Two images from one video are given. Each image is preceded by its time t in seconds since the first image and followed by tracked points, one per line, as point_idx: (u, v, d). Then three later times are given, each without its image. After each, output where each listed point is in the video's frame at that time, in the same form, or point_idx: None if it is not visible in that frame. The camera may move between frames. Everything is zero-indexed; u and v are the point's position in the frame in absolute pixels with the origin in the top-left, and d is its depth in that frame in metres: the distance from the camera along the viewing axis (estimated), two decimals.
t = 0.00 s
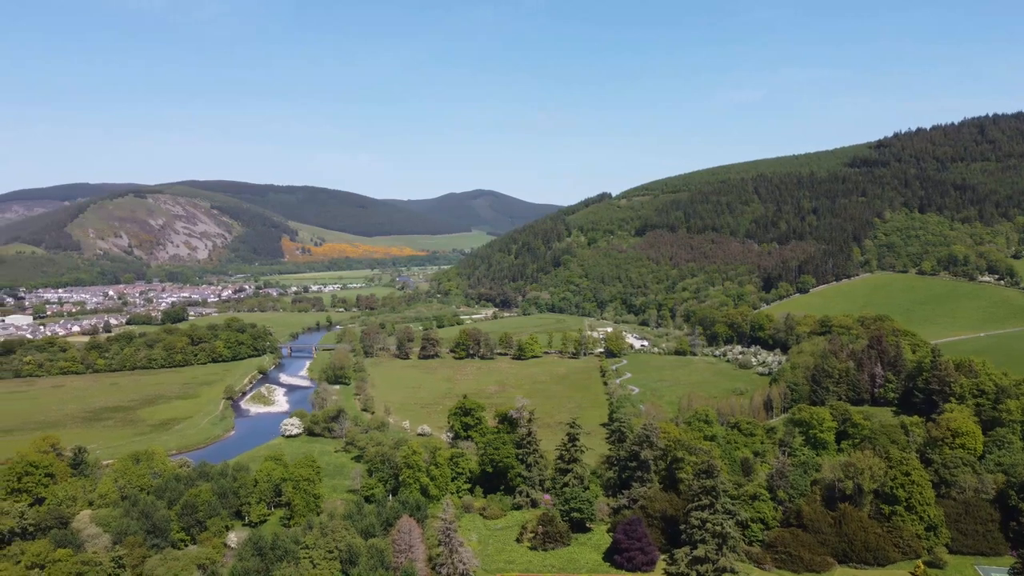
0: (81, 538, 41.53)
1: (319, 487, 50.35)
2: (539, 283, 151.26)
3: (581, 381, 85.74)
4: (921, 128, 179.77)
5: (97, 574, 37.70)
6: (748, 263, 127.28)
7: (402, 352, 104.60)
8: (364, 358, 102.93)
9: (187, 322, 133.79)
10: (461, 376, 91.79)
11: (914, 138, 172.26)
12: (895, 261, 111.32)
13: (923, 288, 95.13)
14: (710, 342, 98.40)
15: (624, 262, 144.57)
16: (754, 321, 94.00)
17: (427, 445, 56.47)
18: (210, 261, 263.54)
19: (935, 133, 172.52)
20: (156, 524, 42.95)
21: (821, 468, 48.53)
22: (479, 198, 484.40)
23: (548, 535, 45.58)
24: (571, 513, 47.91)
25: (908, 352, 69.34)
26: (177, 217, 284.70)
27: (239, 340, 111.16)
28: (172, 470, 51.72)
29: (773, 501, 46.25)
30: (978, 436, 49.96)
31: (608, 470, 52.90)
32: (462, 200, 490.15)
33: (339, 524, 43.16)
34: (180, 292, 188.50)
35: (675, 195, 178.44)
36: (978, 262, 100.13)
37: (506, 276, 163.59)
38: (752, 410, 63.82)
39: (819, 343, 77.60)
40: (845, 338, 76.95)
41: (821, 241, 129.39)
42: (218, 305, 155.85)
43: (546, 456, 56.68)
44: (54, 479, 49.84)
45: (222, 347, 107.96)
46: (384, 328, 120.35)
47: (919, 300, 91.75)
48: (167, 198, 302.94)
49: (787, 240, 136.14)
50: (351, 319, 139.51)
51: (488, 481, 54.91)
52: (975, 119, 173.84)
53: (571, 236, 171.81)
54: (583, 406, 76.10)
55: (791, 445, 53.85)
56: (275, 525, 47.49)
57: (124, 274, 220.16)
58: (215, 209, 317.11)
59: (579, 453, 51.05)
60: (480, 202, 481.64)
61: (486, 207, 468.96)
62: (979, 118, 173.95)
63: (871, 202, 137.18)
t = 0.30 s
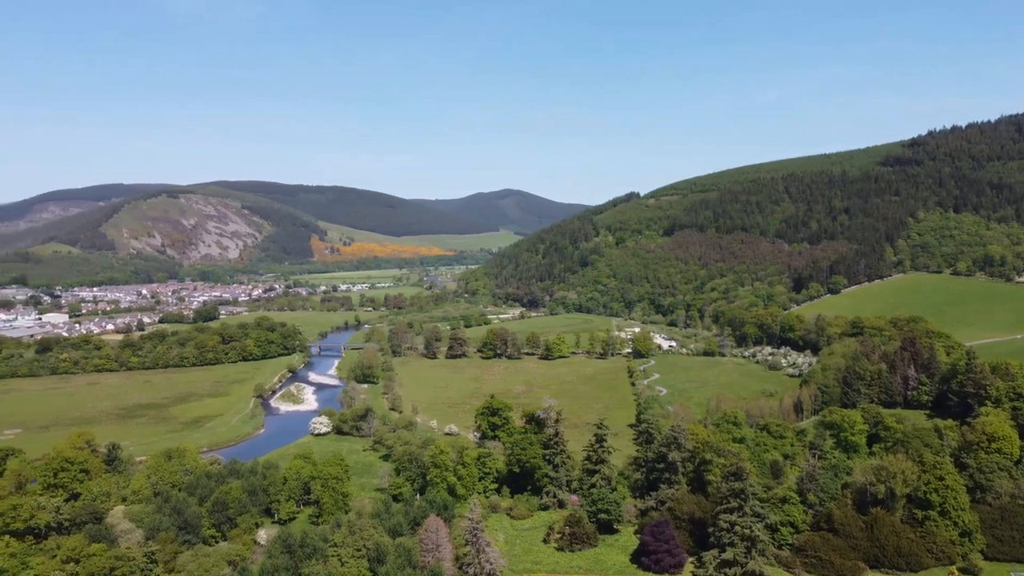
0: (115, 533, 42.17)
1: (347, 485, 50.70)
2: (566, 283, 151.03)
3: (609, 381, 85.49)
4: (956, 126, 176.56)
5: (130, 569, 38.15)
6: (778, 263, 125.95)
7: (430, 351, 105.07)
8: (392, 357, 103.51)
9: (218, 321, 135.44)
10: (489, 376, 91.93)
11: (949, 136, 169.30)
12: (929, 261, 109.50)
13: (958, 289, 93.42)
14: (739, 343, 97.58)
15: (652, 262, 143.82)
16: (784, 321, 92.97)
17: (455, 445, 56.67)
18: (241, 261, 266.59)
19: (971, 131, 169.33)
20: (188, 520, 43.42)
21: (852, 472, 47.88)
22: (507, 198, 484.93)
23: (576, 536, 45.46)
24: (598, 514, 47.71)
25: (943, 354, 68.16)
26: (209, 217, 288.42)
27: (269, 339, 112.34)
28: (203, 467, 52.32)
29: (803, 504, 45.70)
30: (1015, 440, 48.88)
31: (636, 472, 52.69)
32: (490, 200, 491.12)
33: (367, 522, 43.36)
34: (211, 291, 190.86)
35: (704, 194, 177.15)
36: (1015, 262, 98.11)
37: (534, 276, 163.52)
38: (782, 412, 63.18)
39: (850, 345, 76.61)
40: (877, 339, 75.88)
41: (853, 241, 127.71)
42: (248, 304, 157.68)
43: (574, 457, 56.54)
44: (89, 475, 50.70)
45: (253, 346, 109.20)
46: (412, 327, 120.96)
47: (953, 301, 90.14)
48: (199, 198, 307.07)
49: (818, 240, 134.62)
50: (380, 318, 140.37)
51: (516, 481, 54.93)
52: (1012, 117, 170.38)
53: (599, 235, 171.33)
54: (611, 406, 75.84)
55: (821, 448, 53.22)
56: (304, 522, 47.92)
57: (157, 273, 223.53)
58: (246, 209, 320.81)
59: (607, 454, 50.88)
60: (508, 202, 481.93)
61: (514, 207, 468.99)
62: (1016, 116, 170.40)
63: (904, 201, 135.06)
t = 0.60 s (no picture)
0: (147, 529, 42.80)
1: (375, 484, 50.97)
2: (594, 283, 150.63)
3: (637, 382, 85.10)
4: (993, 125, 173.28)
5: (162, 565, 38.47)
6: (809, 264, 124.50)
7: (458, 351, 105.38)
8: (420, 356, 103.90)
9: (249, 320, 136.98)
10: (516, 376, 91.95)
11: (985, 134, 166.19)
12: (964, 262, 107.54)
13: (995, 290, 91.62)
14: (768, 345, 96.62)
15: (680, 262, 142.86)
16: (815, 323, 91.87)
17: (481, 445, 56.72)
18: (271, 260, 269.34)
19: (1008, 129, 166.06)
20: (218, 517, 43.95)
21: (884, 476, 47.23)
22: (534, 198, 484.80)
23: (603, 538, 45.31)
24: (626, 516, 47.50)
25: (978, 356, 66.88)
26: (239, 217, 291.85)
27: (299, 338, 113.34)
28: (233, 465, 52.89)
29: (834, 508, 45.12)
30: None
31: (664, 473, 52.48)
32: (517, 200, 491.37)
33: (395, 522, 43.56)
34: (242, 290, 193.07)
35: (734, 194, 175.66)
36: None
37: (561, 276, 163.30)
38: (813, 415, 62.40)
39: (883, 346, 75.52)
40: (910, 341, 74.70)
41: (886, 242, 125.86)
42: (278, 303, 159.20)
43: (601, 458, 56.33)
44: (123, 471, 51.47)
45: (283, 345, 110.27)
46: (440, 327, 121.33)
47: (990, 303, 88.45)
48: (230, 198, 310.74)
49: (849, 240, 132.89)
50: (407, 318, 141.06)
51: (543, 482, 54.91)
52: None
53: (627, 235, 170.63)
54: (638, 407, 75.47)
55: (853, 451, 52.52)
56: (333, 520, 48.33)
57: (189, 272, 226.60)
58: (276, 209, 324.00)
59: (634, 455, 50.64)
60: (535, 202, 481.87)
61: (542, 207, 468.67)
62: None
63: (938, 201, 132.83)
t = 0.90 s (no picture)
0: (179, 525, 43.40)
1: (403, 483, 51.18)
2: (622, 283, 150.01)
3: (665, 382, 84.62)
4: None
5: (193, 559, 38.14)
6: (840, 263, 122.90)
7: (485, 350, 105.61)
8: (447, 355, 104.23)
9: (278, 318, 138.31)
10: (543, 376, 91.85)
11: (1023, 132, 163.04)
12: (1001, 262, 105.44)
13: None
14: (799, 345, 95.53)
15: (709, 262, 141.78)
16: (846, 323, 90.67)
17: (509, 444, 56.73)
18: (300, 259, 271.74)
19: None
20: (248, 514, 44.40)
21: (917, 479, 46.58)
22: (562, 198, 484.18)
23: (630, 539, 45.12)
24: (653, 517, 47.26)
25: (1015, 358, 65.54)
26: (270, 216, 294.77)
27: (328, 337, 114.20)
28: (263, 462, 53.37)
29: (865, 512, 44.49)
30: None
31: (692, 475, 52.18)
32: (545, 199, 491.05)
33: (422, 521, 43.68)
34: (271, 289, 194.99)
35: (764, 193, 173.92)
36: None
37: (589, 276, 162.83)
38: (844, 416, 61.64)
39: (916, 347, 74.34)
40: (945, 343, 73.43)
41: (920, 241, 123.92)
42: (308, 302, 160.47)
43: (629, 459, 56.07)
44: (156, 467, 52.06)
45: (312, 343, 111.24)
46: (467, 326, 121.64)
47: None
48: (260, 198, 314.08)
49: (882, 240, 131.02)
50: (435, 317, 141.59)
51: (570, 482, 54.87)
52: None
53: (655, 235, 169.68)
54: (666, 408, 75.03)
55: (885, 454, 51.77)
56: (361, 518, 48.70)
57: (220, 271, 229.26)
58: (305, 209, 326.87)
59: (662, 456, 50.38)
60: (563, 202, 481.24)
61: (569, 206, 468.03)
62: None
63: (974, 199, 130.46)
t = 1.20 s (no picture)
0: (210, 521, 43.94)
1: (430, 481, 51.37)
2: (650, 283, 149.25)
3: (693, 382, 84.07)
4: None
5: (225, 554, 38.75)
6: (872, 263, 121.17)
7: (512, 350, 105.71)
8: (475, 355, 104.39)
9: (308, 317, 139.48)
10: (571, 375, 91.67)
11: None
12: None
13: None
14: (829, 346, 94.35)
15: (738, 261, 140.55)
16: (879, 324, 89.39)
17: (536, 444, 56.64)
18: (329, 258, 273.85)
19: None
20: (278, 510, 44.81)
21: (951, 483, 45.79)
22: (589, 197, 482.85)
23: (657, 540, 44.87)
24: (681, 519, 46.93)
25: None
26: (299, 216, 297.38)
27: (356, 335, 114.98)
28: (292, 459, 53.86)
29: (898, 516, 43.79)
30: None
31: (720, 476, 51.75)
32: (573, 199, 490.00)
33: (449, 519, 43.82)
34: (301, 287, 196.78)
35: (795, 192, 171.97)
36: None
37: (617, 275, 162.18)
38: (876, 419, 60.70)
39: (951, 349, 73.06)
40: (980, 344, 72.08)
41: (954, 241, 121.78)
42: (336, 301, 161.67)
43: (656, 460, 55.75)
44: (188, 464, 52.83)
45: (340, 341, 112.11)
46: (495, 326, 121.85)
47: None
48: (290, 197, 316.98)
49: (916, 239, 128.93)
50: (463, 316, 141.94)
51: (597, 482, 54.73)
52: None
53: (683, 234, 168.59)
54: (694, 409, 74.53)
55: (918, 457, 50.97)
56: (389, 516, 49.00)
57: (250, 269, 231.71)
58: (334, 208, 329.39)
59: (690, 458, 50.10)
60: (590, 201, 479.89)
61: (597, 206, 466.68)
62: None
63: (1011, 198, 127.92)
